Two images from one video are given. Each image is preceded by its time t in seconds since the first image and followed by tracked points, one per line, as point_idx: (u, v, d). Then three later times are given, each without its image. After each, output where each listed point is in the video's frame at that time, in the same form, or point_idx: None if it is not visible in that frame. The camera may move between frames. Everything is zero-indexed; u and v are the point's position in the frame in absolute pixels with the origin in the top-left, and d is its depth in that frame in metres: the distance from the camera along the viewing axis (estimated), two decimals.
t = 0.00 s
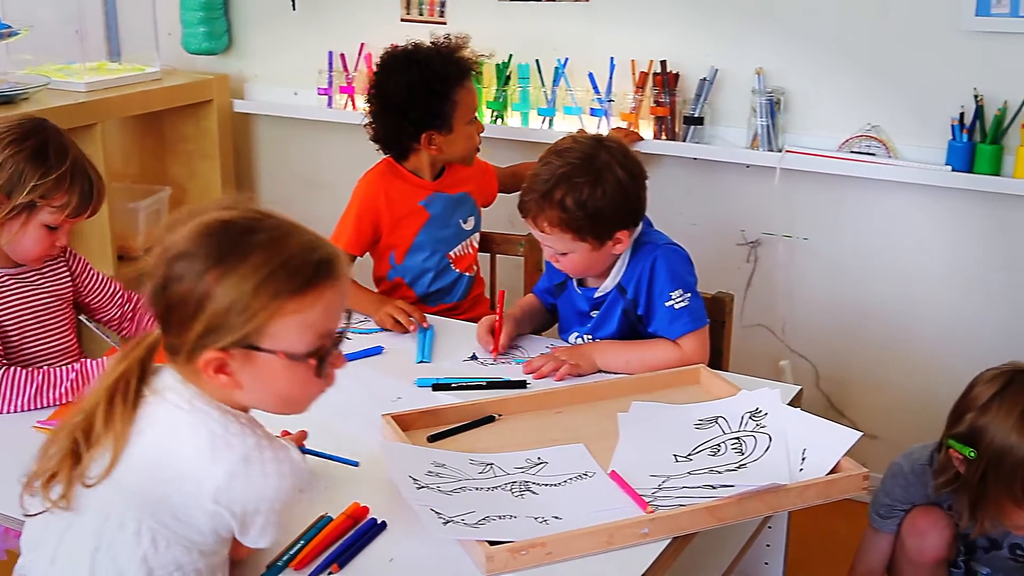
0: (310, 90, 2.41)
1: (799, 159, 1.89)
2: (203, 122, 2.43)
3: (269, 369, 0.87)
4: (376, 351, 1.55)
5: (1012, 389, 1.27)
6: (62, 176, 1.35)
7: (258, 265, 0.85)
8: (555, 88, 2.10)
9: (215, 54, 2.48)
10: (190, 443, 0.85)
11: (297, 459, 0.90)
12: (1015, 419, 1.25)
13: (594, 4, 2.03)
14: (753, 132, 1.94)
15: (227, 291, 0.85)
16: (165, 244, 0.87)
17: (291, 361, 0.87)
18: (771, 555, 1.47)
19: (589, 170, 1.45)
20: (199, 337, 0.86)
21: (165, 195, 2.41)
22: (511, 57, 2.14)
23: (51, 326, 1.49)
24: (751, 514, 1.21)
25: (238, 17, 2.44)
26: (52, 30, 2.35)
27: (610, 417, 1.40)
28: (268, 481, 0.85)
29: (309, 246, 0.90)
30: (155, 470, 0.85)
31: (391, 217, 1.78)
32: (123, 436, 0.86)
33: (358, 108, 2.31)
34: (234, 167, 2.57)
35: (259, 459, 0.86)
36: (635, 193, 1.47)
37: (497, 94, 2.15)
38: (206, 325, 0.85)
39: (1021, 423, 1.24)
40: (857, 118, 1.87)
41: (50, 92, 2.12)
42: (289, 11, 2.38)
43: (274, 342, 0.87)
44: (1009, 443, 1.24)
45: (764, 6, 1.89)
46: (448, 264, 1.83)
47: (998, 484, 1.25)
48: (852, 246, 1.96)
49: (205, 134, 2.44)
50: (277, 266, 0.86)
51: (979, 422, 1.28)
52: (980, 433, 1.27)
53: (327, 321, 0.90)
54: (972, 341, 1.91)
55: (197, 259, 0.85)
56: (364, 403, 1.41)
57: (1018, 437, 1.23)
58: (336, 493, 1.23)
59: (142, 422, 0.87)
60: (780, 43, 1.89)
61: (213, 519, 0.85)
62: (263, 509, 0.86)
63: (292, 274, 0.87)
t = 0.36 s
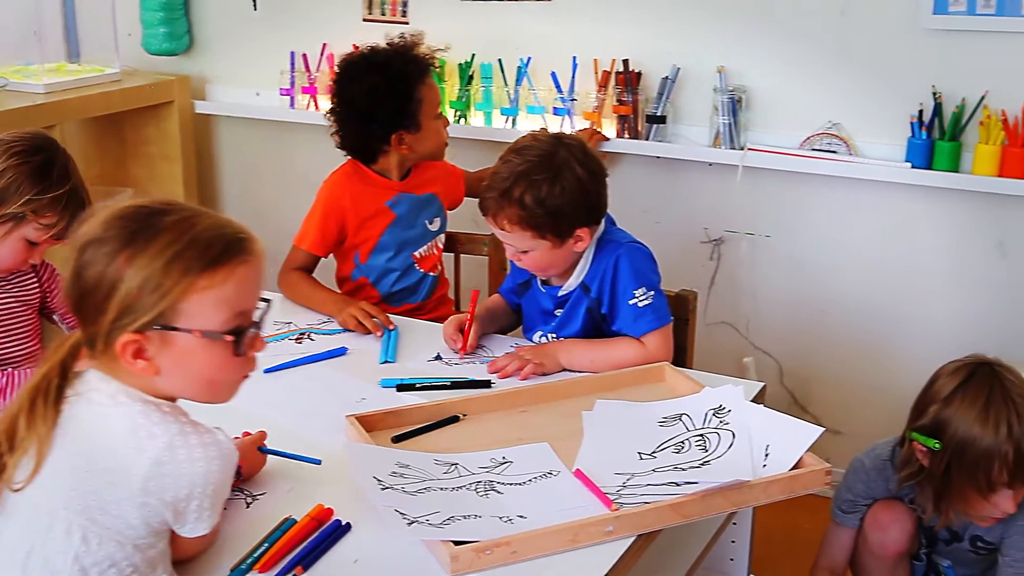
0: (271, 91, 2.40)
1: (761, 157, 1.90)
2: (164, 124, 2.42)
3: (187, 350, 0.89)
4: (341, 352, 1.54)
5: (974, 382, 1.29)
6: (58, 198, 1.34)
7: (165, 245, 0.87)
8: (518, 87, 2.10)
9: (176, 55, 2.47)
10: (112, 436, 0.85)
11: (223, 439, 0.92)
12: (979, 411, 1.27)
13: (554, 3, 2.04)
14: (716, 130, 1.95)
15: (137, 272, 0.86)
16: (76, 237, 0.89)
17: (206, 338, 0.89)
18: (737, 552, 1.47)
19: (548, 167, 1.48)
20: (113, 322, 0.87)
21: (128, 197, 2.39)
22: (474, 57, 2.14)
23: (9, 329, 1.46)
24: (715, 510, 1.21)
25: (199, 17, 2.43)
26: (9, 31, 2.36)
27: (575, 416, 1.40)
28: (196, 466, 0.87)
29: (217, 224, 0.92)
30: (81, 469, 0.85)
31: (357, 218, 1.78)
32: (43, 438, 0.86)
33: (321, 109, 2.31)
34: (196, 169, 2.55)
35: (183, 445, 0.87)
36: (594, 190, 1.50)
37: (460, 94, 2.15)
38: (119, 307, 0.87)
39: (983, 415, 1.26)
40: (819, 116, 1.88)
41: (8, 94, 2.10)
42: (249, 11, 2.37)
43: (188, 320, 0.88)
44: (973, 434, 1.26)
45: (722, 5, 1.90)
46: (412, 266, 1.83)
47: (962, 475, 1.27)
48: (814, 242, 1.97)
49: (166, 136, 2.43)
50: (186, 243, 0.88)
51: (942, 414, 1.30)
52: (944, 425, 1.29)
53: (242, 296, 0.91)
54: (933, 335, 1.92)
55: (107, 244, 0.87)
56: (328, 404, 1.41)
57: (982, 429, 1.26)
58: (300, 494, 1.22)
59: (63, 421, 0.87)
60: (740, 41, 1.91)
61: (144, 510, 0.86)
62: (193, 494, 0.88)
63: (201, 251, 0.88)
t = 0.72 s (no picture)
0: (235, 88, 2.40)
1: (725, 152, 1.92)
2: (127, 122, 2.40)
3: (126, 344, 0.89)
4: (306, 350, 1.53)
5: (931, 373, 1.30)
6: (27, 195, 1.38)
7: (96, 238, 0.87)
8: (483, 84, 2.11)
9: (138, 53, 2.46)
10: (59, 439, 0.85)
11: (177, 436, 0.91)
12: (936, 403, 1.28)
13: None
14: (680, 125, 1.97)
15: (70, 266, 0.86)
16: (5, 236, 0.88)
17: (146, 330, 0.89)
18: (703, 545, 1.48)
19: (511, 165, 1.48)
20: (49, 321, 0.87)
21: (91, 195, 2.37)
22: (438, 53, 2.15)
23: None
24: (681, 504, 1.22)
25: (161, 15, 2.42)
26: None
27: (541, 412, 1.40)
28: (148, 464, 0.87)
29: (148, 214, 0.92)
30: (31, 474, 0.84)
31: (324, 217, 1.78)
32: None
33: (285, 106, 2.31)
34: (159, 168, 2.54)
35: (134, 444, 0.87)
36: (558, 187, 1.51)
37: (425, 90, 2.16)
38: (53, 304, 0.86)
39: (941, 407, 1.27)
40: (782, 111, 1.91)
41: None
42: (212, 8, 2.37)
43: (126, 314, 0.89)
44: (931, 426, 1.27)
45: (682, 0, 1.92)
46: (379, 267, 1.83)
47: (921, 466, 1.28)
48: (779, 237, 1.99)
49: (129, 134, 2.41)
50: (116, 236, 0.88)
51: (900, 406, 1.31)
52: (902, 417, 1.30)
53: (178, 286, 0.92)
54: (896, 327, 1.96)
55: (37, 241, 0.86)
56: (293, 403, 1.40)
57: (939, 420, 1.27)
58: (266, 494, 1.21)
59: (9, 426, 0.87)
60: (702, 36, 1.93)
61: (98, 511, 0.85)
62: (147, 494, 0.87)
63: (132, 243, 0.88)
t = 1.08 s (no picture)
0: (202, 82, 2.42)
1: (692, 143, 1.96)
2: (92, 116, 2.41)
3: (86, 354, 0.88)
4: (275, 344, 1.53)
5: (884, 343, 1.32)
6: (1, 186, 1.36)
7: (55, 246, 0.85)
8: (452, 76, 2.14)
9: (103, 47, 2.46)
10: (19, 444, 0.84)
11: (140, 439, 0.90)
12: (888, 369, 1.29)
13: None
14: (649, 117, 2.00)
15: (28, 273, 0.84)
16: None
17: (105, 340, 0.88)
18: (674, 536, 1.48)
19: (479, 158, 1.48)
20: (4, 329, 0.85)
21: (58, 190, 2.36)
22: (407, 45, 2.19)
23: None
24: (651, 495, 1.22)
25: (126, 9, 2.43)
26: None
27: (512, 404, 1.40)
28: (110, 469, 0.86)
29: (112, 221, 0.90)
30: None
31: (296, 213, 1.77)
32: None
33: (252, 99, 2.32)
34: (126, 160, 2.56)
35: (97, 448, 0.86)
36: (525, 179, 1.51)
37: (393, 83, 2.18)
38: (10, 312, 0.84)
39: (894, 373, 1.29)
40: (750, 102, 1.95)
41: None
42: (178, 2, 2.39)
43: (85, 324, 0.87)
44: (884, 392, 1.28)
45: None
46: (351, 264, 1.82)
47: (876, 433, 1.29)
48: (750, 227, 2.04)
49: (94, 129, 2.42)
50: (76, 245, 0.86)
51: (854, 374, 1.32)
52: (856, 385, 1.31)
53: (140, 296, 0.90)
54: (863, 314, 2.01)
55: None
56: (263, 397, 1.39)
57: (892, 386, 1.28)
58: (236, 488, 1.21)
59: None
60: (669, 29, 1.97)
61: (59, 516, 0.85)
62: (108, 499, 0.87)
63: (92, 252, 0.86)
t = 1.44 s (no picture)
0: (165, 74, 2.43)
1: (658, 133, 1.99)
2: (55, 109, 2.41)
3: (37, 378, 0.86)
4: (242, 337, 1.52)
5: (829, 298, 1.36)
6: None
7: (11, 269, 0.83)
8: (418, 67, 2.18)
9: (65, 39, 2.47)
10: None
11: (91, 453, 0.90)
12: (831, 320, 1.33)
13: None
14: (615, 108, 2.03)
15: None
16: None
17: (57, 368, 0.86)
18: (643, 523, 1.47)
19: (446, 142, 1.49)
20: None
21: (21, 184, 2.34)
22: (372, 36, 2.22)
23: None
24: (619, 484, 1.23)
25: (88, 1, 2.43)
26: None
27: (480, 394, 1.40)
28: (62, 484, 0.86)
29: (73, 242, 0.88)
30: None
31: (261, 205, 1.76)
32: None
33: (217, 91, 2.35)
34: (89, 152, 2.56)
35: (47, 464, 0.86)
36: (492, 165, 1.52)
37: (359, 74, 2.22)
38: None
39: (836, 325, 1.32)
40: (717, 92, 1.98)
41: None
42: None
43: (38, 349, 0.85)
44: (828, 342, 1.32)
45: None
46: (317, 256, 1.82)
47: (822, 383, 1.32)
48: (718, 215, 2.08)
49: (57, 121, 2.42)
50: (34, 269, 0.84)
51: (801, 329, 1.36)
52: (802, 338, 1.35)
53: (98, 322, 0.88)
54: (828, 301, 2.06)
55: None
56: (229, 390, 1.39)
57: (835, 337, 1.32)
58: (203, 482, 1.20)
59: None
60: (634, 18, 2.00)
61: (9, 533, 0.84)
62: (59, 514, 0.86)
63: (49, 278, 0.84)
